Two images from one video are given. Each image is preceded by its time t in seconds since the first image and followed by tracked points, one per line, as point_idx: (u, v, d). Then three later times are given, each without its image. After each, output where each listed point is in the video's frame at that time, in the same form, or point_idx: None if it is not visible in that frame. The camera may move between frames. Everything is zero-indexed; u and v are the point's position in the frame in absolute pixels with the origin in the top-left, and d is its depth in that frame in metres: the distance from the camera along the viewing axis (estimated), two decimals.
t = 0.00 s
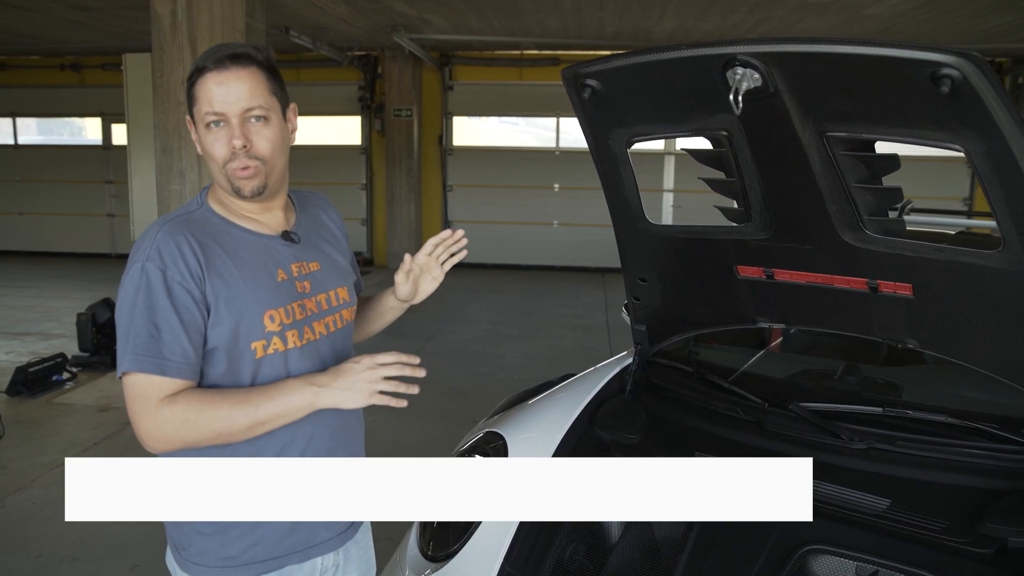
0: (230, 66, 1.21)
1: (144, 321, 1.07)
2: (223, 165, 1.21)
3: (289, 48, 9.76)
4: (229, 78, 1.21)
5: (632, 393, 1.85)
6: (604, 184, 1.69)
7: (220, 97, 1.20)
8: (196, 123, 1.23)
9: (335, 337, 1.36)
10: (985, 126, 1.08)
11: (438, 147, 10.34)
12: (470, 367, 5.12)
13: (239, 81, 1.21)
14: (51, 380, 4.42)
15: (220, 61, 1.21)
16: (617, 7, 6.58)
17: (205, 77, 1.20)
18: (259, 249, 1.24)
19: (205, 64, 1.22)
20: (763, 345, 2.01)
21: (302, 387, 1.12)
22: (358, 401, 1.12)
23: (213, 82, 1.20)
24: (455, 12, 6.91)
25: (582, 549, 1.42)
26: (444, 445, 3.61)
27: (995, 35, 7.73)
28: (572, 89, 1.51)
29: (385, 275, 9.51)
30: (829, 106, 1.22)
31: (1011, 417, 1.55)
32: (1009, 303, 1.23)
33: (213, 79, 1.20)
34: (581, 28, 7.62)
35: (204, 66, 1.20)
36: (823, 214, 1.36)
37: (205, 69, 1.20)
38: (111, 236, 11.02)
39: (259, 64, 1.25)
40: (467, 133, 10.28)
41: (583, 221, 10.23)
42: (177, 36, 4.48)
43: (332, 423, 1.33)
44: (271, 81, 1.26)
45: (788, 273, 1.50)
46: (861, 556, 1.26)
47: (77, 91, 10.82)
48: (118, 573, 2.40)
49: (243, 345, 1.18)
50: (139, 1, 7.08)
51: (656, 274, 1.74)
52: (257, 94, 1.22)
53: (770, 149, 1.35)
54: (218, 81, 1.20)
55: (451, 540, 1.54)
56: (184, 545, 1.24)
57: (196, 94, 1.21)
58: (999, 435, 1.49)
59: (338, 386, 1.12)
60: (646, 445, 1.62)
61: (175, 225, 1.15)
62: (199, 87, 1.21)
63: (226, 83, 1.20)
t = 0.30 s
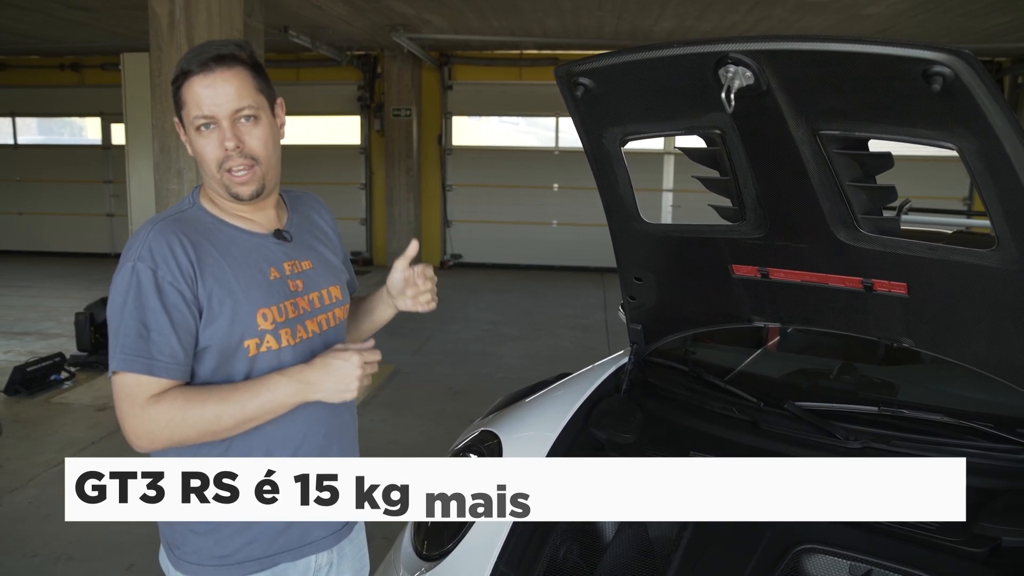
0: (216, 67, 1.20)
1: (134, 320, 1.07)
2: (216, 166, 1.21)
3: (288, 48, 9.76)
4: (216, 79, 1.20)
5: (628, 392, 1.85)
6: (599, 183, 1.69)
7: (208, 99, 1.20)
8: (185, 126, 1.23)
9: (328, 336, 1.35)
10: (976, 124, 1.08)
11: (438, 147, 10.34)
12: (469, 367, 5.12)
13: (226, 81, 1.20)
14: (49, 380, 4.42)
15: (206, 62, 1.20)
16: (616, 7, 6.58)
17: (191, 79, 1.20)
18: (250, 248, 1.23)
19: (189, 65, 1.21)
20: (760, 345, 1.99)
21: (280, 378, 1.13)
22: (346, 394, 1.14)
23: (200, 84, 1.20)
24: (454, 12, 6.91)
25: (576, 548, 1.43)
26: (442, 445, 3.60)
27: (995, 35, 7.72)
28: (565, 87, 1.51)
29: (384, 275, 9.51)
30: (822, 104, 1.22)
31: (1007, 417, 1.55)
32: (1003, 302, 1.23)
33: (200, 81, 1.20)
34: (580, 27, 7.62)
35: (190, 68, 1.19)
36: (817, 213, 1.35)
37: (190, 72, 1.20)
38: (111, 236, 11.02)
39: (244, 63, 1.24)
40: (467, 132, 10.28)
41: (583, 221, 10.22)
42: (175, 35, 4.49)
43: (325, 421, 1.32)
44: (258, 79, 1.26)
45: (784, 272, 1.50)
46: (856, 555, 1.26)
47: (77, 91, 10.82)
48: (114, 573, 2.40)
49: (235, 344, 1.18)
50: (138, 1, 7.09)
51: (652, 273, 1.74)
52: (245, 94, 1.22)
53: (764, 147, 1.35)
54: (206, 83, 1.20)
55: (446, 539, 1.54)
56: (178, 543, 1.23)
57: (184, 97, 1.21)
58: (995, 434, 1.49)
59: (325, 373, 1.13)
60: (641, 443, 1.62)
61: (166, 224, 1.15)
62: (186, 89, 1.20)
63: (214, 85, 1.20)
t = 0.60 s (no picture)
0: (230, 64, 1.21)
1: (124, 304, 1.05)
2: (224, 162, 1.21)
3: (288, 48, 9.77)
4: (231, 75, 1.21)
5: (623, 392, 1.86)
6: (592, 182, 1.70)
7: (220, 95, 1.20)
8: (191, 119, 1.23)
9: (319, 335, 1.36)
10: (965, 124, 1.08)
11: (437, 147, 10.35)
12: (467, 367, 5.13)
13: (239, 79, 1.21)
14: (47, 380, 4.42)
15: (222, 58, 1.21)
16: (615, 7, 6.58)
17: (204, 74, 1.20)
18: (241, 246, 1.24)
19: (200, 59, 1.21)
20: (756, 344, 1.99)
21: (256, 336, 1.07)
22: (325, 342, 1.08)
23: (214, 79, 1.20)
24: (453, 12, 6.91)
25: (569, 546, 1.43)
26: (441, 444, 3.60)
27: (994, 35, 7.72)
28: (557, 88, 1.52)
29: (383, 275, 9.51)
30: (812, 105, 1.22)
31: (999, 416, 1.56)
32: (995, 302, 1.23)
33: (213, 77, 1.20)
34: (580, 28, 7.62)
35: (205, 64, 1.20)
36: (809, 213, 1.36)
37: (204, 66, 1.20)
38: (110, 236, 11.03)
39: (256, 63, 1.25)
40: (467, 132, 10.29)
41: (582, 221, 10.23)
42: (173, 36, 4.49)
43: (318, 419, 1.33)
44: (268, 80, 1.27)
45: (777, 272, 1.50)
46: (847, 554, 1.26)
47: (77, 91, 10.83)
48: (112, 572, 2.40)
49: (225, 340, 1.18)
50: (138, 2, 7.10)
51: (646, 273, 1.74)
52: (257, 94, 1.23)
53: (754, 147, 1.35)
54: (219, 79, 1.20)
55: (440, 538, 1.54)
56: (172, 541, 1.24)
57: (194, 90, 1.20)
58: (987, 433, 1.49)
59: (298, 328, 1.07)
60: (635, 443, 1.62)
61: (159, 219, 1.16)
62: (197, 84, 1.20)
63: (228, 81, 1.21)
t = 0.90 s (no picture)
0: (228, 71, 1.21)
1: (133, 318, 1.07)
2: (222, 167, 1.22)
3: (288, 48, 9.78)
4: (228, 82, 1.21)
5: (619, 392, 1.87)
6: (588, 184, 1.70)
7: (218, 101, 1.21)
8: (190, 125, 1.23)
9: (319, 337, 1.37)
10: (954, 127, 1.09)
11: (437, 148, 10.36)
12: (466, 367, 5.14)
13: (237, 85, 1.22)
14: (47, 380, 4.43)
15: (219, 64, 1.21)
16: (614, 7, 6.59)
17: (202, 81, 1.20)
18: (242, 251, 1.25)
19: (199, 66, 1.21)
20: (753, 345, 1.99)
21: (277, 361, 1.13)
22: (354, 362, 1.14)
23: (211, 86, 1.20)
24: (453, 13, 6.92)
25: (564, 546, 1.46)
26: (439, 445, 3.61)
27: (993, 36, 7.72)
28: (552, 90, 1.53)
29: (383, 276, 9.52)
30: (804, 108, 1.23)
31: (993, 416, 1.57)
32: (988, 303, 1.24)
33: (211, 83, 1.20)
34: (580, 28, 7.63)
35: (203, 70, 1.20)
36: (803, 215, 1.36)
37: (201, 73, 1.20)
38: (111, 236, 11.04)
39: (255, 68, 1.25)
40: (467, 133, 10.30)
41: (582, 221, 10.24)
42: (172, 36, 4.50)
43: (314, 422, 1.34)
44: (266, 85, 1.27)
45: (772, 273, 1.51)
46: (839, 554, 1.28)
47: (77, 91, 10.85)
48: (111, 571, 2.41)
49: (225, 345, 1.19)
50: (138, 3, 7.11)
51: (642, 274, 1.75)
52: (254, 99, 1.24)
53: (747, 149, 1.36)
54: (216, 85, 1.20)
55: (436, 538, 1.55)
56: (167, 542, 1.25)
57: (192, 97, 1.21)
58: (981, 434, 1.50)
59: (323, 357, 1.11)
60: (630, 444, 1.63)
61: (162, 227, 1.16)
62: (196, 90, 1.21)
63: (225, 88, 1.21)
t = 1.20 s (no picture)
0: (236, 73, 1.22)
1: (129, 314, 1.08)
2: (223, 167, 1.22)
3: (288, 48, 9.78)
4: (236, 84, 1.22)
5: (616, 392, 1.87)
6: (585, 184, 1.71)
7: (225, 102, 1.21)
8: (195, 124, 1.24)
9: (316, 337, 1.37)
10: (948, 127, 1.09)
11: (437, 147, 10.37)
12: (465, 367, 5.14)
13: (245, 88, 1.22)
14: (46, 380, 4.44)
15: (227, 66, 1.21)
16: (614, 7, 6.59)
17: (210, 82, 1.21)
18: (240, 249, 1.25)
19: (208, 67, 1.22)
20: (752, 343, 1.99)
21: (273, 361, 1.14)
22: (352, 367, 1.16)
23: (219, 87, 1.21)
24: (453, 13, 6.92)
25: (560, 545, 1.46)
26: (438, 444, 3.61)
27: (993, 36, 7.72)
28: (547, 90, 1.53)
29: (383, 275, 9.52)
30: (798, 107, 1.23)
31: (989, 416, 1.57)
32: (983, 302, 1.24)
33: (219, 84, 1.21)
34: (579, 28, 7.63)
35: (211, 70, 1.21)
36: (799, 214, 1.37)
37: (210, 73, 1.21)
38: (111, 236, 11.05)
39: (263, 72, 1.26)
40: (467, 132, 10.30)
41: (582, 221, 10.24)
42: (171, 36, 4.49)
43: (312, 422, 1.34)
44: (274, 90, 1.28)
45: (768, 272, 1.51)
46: (835, 553, 1.28)
47: (78, 91, 10.86)
48: (108, 571, 2.41)
49: (221, 343, 1.20)
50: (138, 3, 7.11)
51: (639, 273, 1.75)
52: (260, 103, 1.24)
53: (742, 149, 1.37)
54: (224, 86, 1.21)
55: (432, 537, 1.55)
56: (164, 541, 1.25)
57: (199, 97, 1.22)
58: (977, 433, 1.50)
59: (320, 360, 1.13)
60: (627, 443, 1.63)
61: (161, 223, 1.17)
62: (203, 90, 1.21)
63: (232, 89, 1.22)
